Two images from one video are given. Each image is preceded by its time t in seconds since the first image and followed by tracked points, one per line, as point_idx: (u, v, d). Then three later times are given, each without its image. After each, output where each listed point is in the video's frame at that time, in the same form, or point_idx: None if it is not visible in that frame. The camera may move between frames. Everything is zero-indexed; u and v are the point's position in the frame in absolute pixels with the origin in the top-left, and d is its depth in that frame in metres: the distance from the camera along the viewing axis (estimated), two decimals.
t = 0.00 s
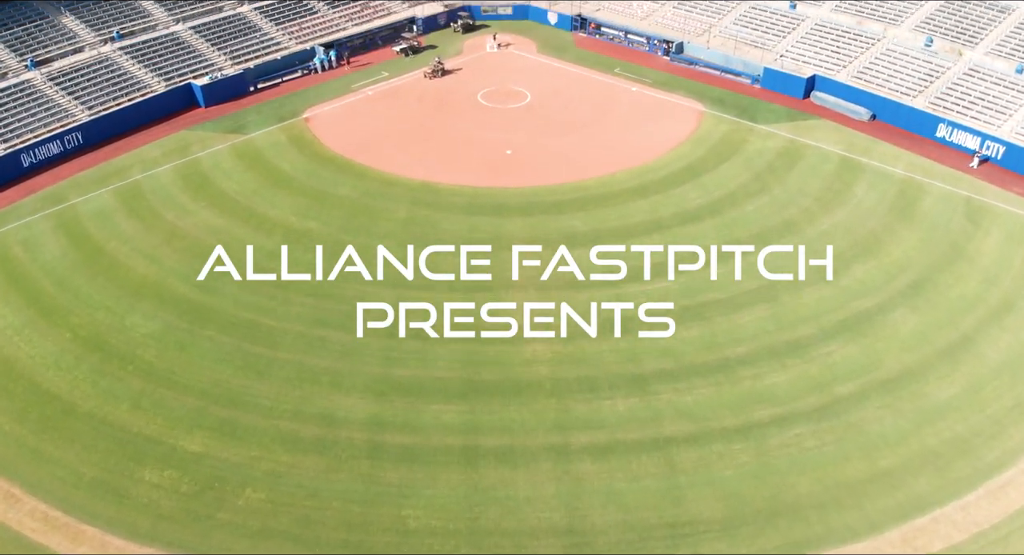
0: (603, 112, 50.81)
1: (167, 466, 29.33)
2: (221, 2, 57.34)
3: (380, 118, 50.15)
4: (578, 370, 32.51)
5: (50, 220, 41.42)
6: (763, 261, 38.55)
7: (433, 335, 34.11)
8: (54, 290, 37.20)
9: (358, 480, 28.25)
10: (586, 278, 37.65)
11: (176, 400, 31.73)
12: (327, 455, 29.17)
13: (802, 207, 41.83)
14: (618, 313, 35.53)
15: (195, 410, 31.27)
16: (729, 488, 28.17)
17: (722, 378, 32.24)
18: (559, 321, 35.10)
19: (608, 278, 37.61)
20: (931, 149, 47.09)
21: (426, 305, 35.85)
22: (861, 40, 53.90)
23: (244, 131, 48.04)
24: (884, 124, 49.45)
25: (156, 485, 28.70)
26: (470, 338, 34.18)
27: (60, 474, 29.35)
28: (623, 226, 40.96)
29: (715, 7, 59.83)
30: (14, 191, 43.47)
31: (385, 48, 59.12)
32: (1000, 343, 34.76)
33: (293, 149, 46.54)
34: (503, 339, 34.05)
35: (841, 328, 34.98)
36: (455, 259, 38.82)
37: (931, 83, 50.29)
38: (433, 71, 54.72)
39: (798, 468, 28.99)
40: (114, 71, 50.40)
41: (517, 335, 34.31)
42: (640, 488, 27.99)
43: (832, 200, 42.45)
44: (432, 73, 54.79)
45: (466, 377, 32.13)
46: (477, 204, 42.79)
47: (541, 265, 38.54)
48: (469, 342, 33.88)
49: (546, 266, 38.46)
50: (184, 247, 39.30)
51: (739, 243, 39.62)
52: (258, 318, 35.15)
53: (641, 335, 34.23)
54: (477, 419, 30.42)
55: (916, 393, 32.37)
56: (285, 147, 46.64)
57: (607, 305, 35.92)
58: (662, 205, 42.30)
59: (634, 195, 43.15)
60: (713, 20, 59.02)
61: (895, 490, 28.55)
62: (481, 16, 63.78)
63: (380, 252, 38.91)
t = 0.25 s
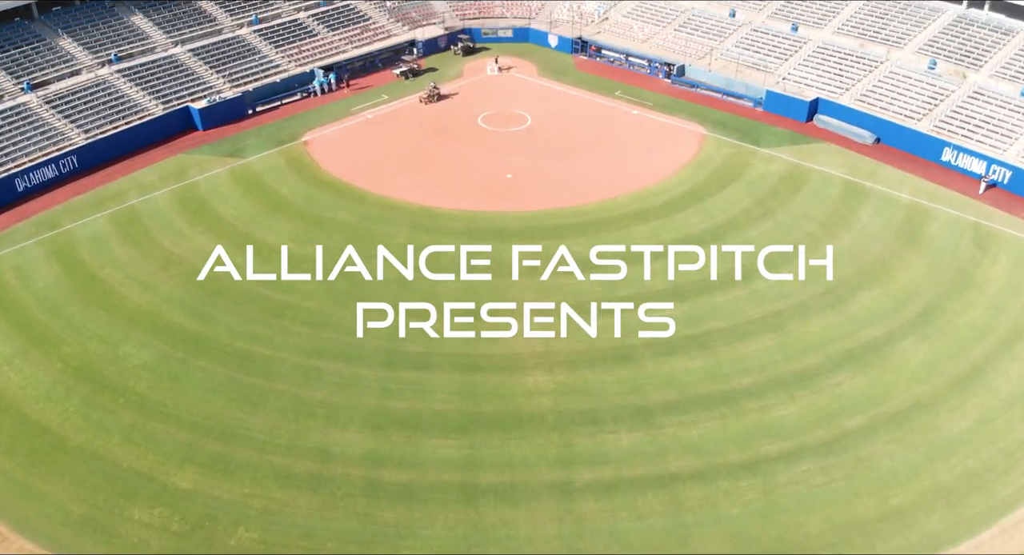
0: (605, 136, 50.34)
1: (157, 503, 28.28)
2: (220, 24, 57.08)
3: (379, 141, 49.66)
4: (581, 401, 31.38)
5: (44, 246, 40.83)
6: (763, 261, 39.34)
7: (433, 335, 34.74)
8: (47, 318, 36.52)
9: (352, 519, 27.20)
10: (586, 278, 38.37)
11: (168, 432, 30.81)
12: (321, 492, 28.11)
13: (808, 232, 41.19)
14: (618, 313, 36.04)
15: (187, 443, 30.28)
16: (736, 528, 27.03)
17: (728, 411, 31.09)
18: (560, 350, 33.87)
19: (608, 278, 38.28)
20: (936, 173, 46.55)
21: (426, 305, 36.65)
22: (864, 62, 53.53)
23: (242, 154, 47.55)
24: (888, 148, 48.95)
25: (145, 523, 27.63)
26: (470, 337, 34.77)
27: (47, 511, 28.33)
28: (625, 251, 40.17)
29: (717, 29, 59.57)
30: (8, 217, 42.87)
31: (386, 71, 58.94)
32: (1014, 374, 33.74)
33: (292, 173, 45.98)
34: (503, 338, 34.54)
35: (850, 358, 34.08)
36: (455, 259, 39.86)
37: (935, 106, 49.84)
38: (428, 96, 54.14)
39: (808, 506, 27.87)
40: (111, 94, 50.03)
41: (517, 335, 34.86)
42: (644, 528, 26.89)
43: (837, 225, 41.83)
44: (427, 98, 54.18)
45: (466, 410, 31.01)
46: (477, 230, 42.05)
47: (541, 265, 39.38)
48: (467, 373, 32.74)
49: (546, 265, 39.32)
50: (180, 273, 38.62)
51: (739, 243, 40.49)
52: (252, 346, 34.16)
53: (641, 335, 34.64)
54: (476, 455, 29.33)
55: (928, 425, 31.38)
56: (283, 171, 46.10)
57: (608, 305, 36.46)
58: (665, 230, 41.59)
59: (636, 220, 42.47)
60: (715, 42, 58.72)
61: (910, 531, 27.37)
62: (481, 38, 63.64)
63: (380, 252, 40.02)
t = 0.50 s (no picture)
0: (606, 163, 49.72)
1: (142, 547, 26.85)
2: (218, 50, 56.64)
3: (378, 169, 48.99)
4: (585, 441, 30.18)
5: (35, 277, 39.95)
6: (764, 261, 40.59)
7: (433, 334, 35.55)
8: (36, 351, 35.49)
9: None
10: (585, 278, 39.55)
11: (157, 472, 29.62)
12: (312, 538, 26.74)
13: (814, 263, 40.39)
14: (618, 313, 36.97)
15: (176, 484, 29.07)
16: None
17: (736, 451, 29.96)
18: (563, 386, 32.67)
19: (607, 277, 39.50)
20: (944, 201, 45.80)
21: (426, 305, 37.57)
22: (868, 88, 53.00)
23: (239, 182, 46.86)
24: (894, 175, 48.27)
25: None
26: (470, 337, 35.51)
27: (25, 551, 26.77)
28: (627, 282, 39.12)
29: (718, 54, 59.18)
30: None
31: (385, 97, 58.52)
32: None
33: (290, 202, 45.24)
34: (505, 374, 33.31)
35: (861, 396, 33.02)
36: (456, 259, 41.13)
37: (941, 133, 49.22)
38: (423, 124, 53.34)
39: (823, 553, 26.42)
40: (107, 121, 49.43)
41: (517, 335, 35.63)
42: None
43: (843, 256, 41.10)
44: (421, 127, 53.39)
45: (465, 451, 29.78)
46: (478, 259, 41.01)
47: (541, 265, 40.63)
48: (467, 410, 31.52)
49: (546, 265, 40.66)
50: (173, 306, 37.70)
51: (740, 243, 41.81)
52: (246, 383, 33.14)
53: (641, 335, 35.46)
54: (475, 498, 28.01)
55: (943, 467, 30.13)
56: (280, 200, 45.37)
57: (607, 305, 37.36)
58: (669, 260, 40.66)
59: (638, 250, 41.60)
60: (716, 67, 58.25)
61: None
62: (481, 63, 63.35)
63: (380, 252, 41.33)
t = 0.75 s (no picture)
0: (607, 185, 49.19)
1: None
2: (217, 71, 56.30)
3: (376, 192, 48.43)
4: (586, 476, 29.10)
5: (26, 302, 39.18)
6: (765, 261, 41.55)
7: (433, 334, 36.20)
8: (25, 380, 34.61)
9: None
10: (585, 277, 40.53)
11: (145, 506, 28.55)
12: None
13: (819, 290, 39.51)
14: (618, 313, 37.71)
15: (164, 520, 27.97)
16: None
17: (744, 487, 28.86)
18: (564, 417, 31.55)
19: (607, 277, 40.49)
20: (950, 226, 45.18)
21: (426, 305, 38.36)
22: (871, 111, 52.57)
23: (236, 205, 46.23)
24: (899, 199, 47.70)
25: None
26: (470, 336, 36.22)
27: None
28: (630, 309, 38.06)
29: (720, 76, 58.81)
30: None
31: (385, 119, 58.18)
32: None
33: (287, 226, 44.52)
34: (504, 405, 32.13)
35: (869, 428, 32.00)
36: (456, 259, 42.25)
37: (946, 156, 48.68)
38: (418, 149, 52.61)
39: None
40: (103, 143, 48.92)
41: (517, 334, 36.25)
42: None
43: (850, 281, 40.30)
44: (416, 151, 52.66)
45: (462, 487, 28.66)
46: (477, 285, 39.98)
47: (542, 265, 41.56)
48: (465, 443, 30.42)
49: (546, 265, 41.63)
50: (166, 333, 36.82)
51: (740, 244, 42.94)
52: (239, 413, 32.17)
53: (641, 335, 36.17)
54: (472, 538, 26.85)
55: (955, 502, 28.91)
56: (277, 224, 44.68)
57: (607, 305, 38.19)
58: (672, 286, 39.68)
59: (640, 275, 40.64)
60: (718, 89, 57.82)
61: None
62: (481, 85, 63.12)
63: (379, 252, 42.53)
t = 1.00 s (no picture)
0: (610, 212, 48.51)
1: None
2: (214, 97, 55.78)
3: (376, 218, 47.74)
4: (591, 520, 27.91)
5: (16, 334, 38.23)
6: (764, 261, 43.11)
7: (434, 334, 37.36)
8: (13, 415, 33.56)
9: None
10: (585, 277, 41.98)
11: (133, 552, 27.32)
12: None
13: (828, 320, 38.60)
14: (618, 312, 39.02)
15: None
16: None
17: (755, 531, 27.61)
18: (567, 456, 30.39)
19: (608, 277, 42.06)
20: (960, 254, 44.36)
21: (427, 305, 39.67)
22: (876, 136, 51.98)
23: (232, 234, 45.47)
24: (906, 227, 46.97)
25: None
26: (470, 336, 37.36)
27: None
28: (633, 341, 36.83)
29: (723, 101, 58.30)
30: None
31: (385, 144, 57.68)
32: None
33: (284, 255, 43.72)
34: (506, 441, 31.06)
35: (882, 467, 30.83)
36: (456, 260, 43.78)
37: (953, 182, 47.98)
38: (412, 178, 51.65)
39: None
40: (98, 170, 48.25)
41: (517, 334, 37.41)
42: None
43: (859, 313, 39.35)
44: (410, 180, 51.71)
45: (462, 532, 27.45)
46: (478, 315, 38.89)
47: (542, 266, 43.15)
48: (465, 485, 29.27)
49: (545, 265, 43.13)
50: (159, 367, 35.87)
51: (740, 244, 44.70)
52: (233, 453, 31.11)
53: (641, 334, 37.29)
54: None
55: (971, 546, 27.50)
56: (274, 253, 43.84)
57: (607, 305, 39.54)
58: (677, 318, 38.61)
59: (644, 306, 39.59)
60: (720, 115, 57.29)
61: None
62: (481, 110, 62.86)
63: (379, 265, 43.02)
